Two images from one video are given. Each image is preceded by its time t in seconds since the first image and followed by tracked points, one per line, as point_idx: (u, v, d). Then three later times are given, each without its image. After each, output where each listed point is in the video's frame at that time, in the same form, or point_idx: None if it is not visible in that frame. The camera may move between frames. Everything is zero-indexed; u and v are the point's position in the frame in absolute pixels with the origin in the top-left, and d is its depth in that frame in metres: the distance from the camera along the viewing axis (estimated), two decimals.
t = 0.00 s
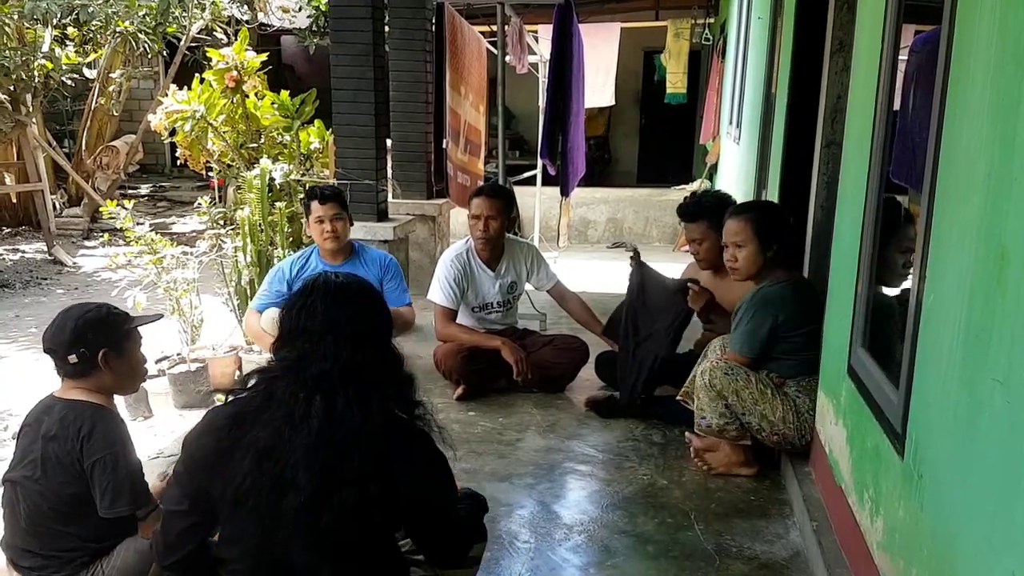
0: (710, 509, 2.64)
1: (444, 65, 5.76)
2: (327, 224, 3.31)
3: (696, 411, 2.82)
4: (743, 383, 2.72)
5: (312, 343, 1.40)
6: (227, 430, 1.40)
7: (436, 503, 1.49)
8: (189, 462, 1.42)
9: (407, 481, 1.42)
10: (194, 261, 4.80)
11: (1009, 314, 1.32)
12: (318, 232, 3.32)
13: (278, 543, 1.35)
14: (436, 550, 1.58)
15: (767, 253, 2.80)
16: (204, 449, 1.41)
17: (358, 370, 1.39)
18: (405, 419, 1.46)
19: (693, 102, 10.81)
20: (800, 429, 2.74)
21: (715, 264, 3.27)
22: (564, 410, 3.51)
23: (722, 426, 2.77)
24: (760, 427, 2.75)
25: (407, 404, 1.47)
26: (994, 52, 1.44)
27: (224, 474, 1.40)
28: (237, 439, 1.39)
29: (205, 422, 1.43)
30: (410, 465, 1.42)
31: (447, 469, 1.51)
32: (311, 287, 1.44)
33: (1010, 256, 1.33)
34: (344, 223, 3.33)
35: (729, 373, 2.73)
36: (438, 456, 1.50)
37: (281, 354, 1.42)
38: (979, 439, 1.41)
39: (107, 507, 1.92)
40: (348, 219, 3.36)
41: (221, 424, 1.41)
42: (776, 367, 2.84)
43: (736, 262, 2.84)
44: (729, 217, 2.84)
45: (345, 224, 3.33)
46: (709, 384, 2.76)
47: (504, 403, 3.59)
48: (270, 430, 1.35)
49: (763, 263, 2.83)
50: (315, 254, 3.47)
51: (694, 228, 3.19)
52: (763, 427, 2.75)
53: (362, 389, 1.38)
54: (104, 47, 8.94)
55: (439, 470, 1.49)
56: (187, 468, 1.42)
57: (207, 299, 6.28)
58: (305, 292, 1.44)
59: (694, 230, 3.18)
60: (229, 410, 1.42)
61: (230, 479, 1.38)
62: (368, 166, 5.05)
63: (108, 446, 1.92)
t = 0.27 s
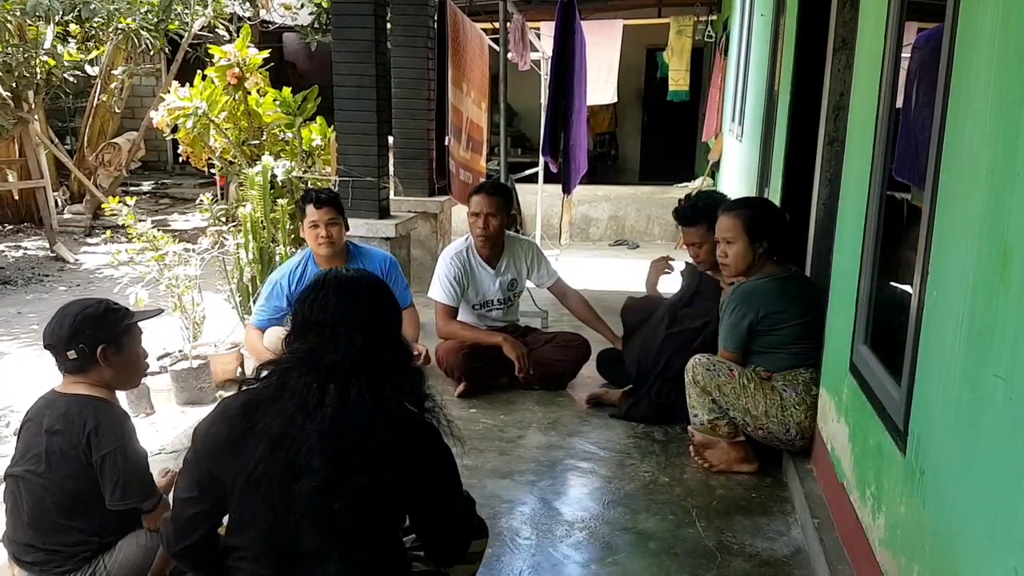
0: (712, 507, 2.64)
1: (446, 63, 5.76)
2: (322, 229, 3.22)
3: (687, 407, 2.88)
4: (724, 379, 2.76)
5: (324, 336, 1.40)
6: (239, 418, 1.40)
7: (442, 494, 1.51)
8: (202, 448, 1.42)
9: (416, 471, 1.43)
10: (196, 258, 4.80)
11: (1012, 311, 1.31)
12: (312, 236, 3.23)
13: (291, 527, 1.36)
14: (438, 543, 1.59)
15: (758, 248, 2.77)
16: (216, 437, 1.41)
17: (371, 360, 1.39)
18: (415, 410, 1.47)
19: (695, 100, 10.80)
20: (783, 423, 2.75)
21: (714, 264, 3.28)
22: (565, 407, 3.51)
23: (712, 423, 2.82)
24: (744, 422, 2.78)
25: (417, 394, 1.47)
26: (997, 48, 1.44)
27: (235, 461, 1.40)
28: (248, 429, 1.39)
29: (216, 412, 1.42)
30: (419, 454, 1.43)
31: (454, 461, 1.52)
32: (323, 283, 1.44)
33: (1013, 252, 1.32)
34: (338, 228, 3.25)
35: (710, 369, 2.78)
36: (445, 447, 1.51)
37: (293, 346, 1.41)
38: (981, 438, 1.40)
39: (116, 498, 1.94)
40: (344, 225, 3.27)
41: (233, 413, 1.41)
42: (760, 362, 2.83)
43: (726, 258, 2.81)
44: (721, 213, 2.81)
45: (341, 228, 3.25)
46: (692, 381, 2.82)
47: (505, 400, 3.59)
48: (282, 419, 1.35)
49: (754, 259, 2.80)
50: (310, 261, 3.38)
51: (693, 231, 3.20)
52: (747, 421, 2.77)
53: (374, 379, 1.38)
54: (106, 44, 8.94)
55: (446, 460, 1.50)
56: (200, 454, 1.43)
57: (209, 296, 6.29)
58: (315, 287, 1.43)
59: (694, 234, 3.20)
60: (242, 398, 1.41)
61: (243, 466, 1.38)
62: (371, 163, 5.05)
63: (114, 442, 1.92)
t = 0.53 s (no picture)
0: (713, 506, 2.63)
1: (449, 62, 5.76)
2: (332, 246, 3.16)
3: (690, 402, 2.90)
4: (722, 372, 2.77)
5: (335, 331, 1.40)
6: (247, 411, 1.40)
7: (446, 492, 1.51)
8: (209, 441, 1.42)
9: (421, 469, 1.43)
10: (198, 256, 4.80)
11: (1016, 310, 1.31)
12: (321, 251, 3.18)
13: (295, 519, 1.36)
14: (438, 544, 1.59)
15: (776, 248, 2.78)
16: (222, 430, 1.41)
17: (380, 356, 1.39)
18: (422, 409, 1.47)
19: (698, 99, 10.79)
20: (777, 420, 2.72)
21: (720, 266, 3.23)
22: (566, 406, 3.51)
23: (712, 418, 2.83)
24: (739, 416, 2.77)
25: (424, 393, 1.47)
26: (1001, 48, 1.43)
27: (240, 455, 1.40)
28: (255, 423, 1.39)
29: (223, 406, 1.42)
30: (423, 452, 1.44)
31: (457, 461, 1.52)
32: (335, 279, 1.43)
33: (1017, 251, 1.32)
34: (348, 245, 3.19)
35: (709, 362, 2.81)
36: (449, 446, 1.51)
37: (304, 341, 1.41)
38: (984, 438, 1.40)
39: (116, 499, 1.94)
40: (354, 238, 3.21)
41: (241, 405, 1.40)
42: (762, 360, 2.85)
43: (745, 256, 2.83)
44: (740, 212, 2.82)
45: (351, 245, 3.19)
46: (693, 374, 2.86)
47: (507, 399, 3.59)
48: (290, 412, 1.35)
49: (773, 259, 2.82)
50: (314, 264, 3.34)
51: (700, 238, 3.11)
52: (741, 416, 2.77)
53: (384, 374, 1.39)
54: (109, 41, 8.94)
55: (450, 459, 1.50)
56: (206, 446, 1.42)
57: (210, 294, 6.29)
58: (327, 284, 1.43)
59: (701, 240, 3.09)
60: (250, 391, 1.41)
61: (249, 459, 1.38)
62: (372, 162, 5.07)
63: (114, 442, 1.92)
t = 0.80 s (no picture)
0: (715, 505, 2.63)
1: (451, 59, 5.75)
2: (338, 226, 3.16)
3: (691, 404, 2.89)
4: (723, 376, 2.76)
5: (339, 327, 1.40)
6: (251, 407, 1.40)
7: (448, 491, 1.51)
8: (213, 437, 1.42)
9: (423, 467, 1.43)
10: (201, 254, 4.80)
11: (1018, 308, 1.31)
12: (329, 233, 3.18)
13: (299, 516, 1.35)
14: (439, 542, 1.59)
15: (807, 243, 2.82)
16: (225, 427, 1.41)
17: (384, 353, 1.40)
18: (425, 407, 1.47)
19: (701, 98, 10.78)
20: (781, 419, 2.72)
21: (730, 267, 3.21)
22: (568, 405, 3.51)
23: (715, 420, 2.83)
24: (743, 419, 2.78)
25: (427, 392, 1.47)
26: (1003, 48, 1.43)
27: (243, 451, 1.40)
28: (258, 421, 1.39)
29: (227, 403, 1.43)
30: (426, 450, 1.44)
31: (459, 459, 1.52)
32: (338, 277, 1.44)
33: (1018, 250, 1.32)
34: (355, 228, 3.18)
35: (709, 367, 2.79)
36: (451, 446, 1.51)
37: (307, 338, 1.42)
38: (987, 435, 1.40)
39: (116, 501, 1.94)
40: (362, 220, 3.21)
41: (244, 402, 1.41)
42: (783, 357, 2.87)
43: (776, 250, 2.87)
44: (770, 208, 2.85)
45: (359, 227, 3.19)
46: (692, 378, 2.84)
47: (509, 398, 3.60)
48: (294, 409, 1.35)
49: (803, 255, 2.85)
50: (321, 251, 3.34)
51: (713, 238, 3.08)
52: (746, 419, 2.77)
53: (387, 372, 1.39)
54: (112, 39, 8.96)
55: (453, 457, 1.50)
56: (210, 443, 1.43)
57: (213, 293, 6.29)
58: (329, 281, 1.43)
59: (715, 240, 3.07)
60: (254, 388, 1.42)
61: (252, 456, 1.38)
62: (375, 160, 5.05)
63: (115, 443, 1.92)
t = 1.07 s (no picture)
0: (717, 504, 2.63)
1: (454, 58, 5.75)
2: (330, 227, 3.16)
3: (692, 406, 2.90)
4: (722, 379, 2.77)
5: (338, 326, 1.41)
6: (251, 406, 1.40)
7: (448, 489, 1.51)
8: (213, 436, 1.43)
9: (423, 466, 1.43)
10: (203, 252, 4.81)
11: (1020, 308, 1.31)
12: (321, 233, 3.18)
13: (298, 515, 1.35)
14: (440, 541, 1.59)
15: (818, 243, 2.83)
16: (226, 426, 1.41)
17: (384, 351, 1.40)
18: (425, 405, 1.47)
19: (704, 98, 10.78)
20: (783, 420, 2.72)
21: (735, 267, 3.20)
22: (570, 404, 3.51)
23: (716, 422, 2.84)
24: (744, 420, 2.78)
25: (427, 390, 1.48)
26: (1007, 48, 1.43)
27: (244, 450, 1.40)
28: (258, 420, 1.39)
29: (228, 402, 1.43)
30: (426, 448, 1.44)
31: (459, 458, 1.52)
32: (337, 275, 1.44)
33: (1021, 250, 1.32)
34: (347, 228, 3.19)
35: (709, 369, 2.80)
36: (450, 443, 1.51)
37: (307, 337, 1.42)
38: (989, 436, 1.39)
39: (119, 499, 1.95)
40: (353, 221, 3.21)
41: (244, 401, 1.41)
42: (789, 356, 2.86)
43: (788, 250, 2.89)
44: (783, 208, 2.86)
45: (350, 228, 3.19)
46: (691, 381, 2.85)
47: (510, 397, 3.60)
48: (294, 408, 1.36)
49: (816, 255, 2.86)
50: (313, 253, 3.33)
51: (719, 240, 3.08)
52: (747, 421, 2.78)
53: (387, 369, 1.39)
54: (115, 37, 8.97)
55: (453, 456, 1.50)
56: (211, 443, 1.43)
57: (215, 291, 6.30)
58: (329, 280, 1.44)
59: (720, 241, 3.07)
60: (254, 387, 1.42)
61: (252, 455, 1.38)
62: (378, 158, 5.05)
63: (117, 441, 1.92)
